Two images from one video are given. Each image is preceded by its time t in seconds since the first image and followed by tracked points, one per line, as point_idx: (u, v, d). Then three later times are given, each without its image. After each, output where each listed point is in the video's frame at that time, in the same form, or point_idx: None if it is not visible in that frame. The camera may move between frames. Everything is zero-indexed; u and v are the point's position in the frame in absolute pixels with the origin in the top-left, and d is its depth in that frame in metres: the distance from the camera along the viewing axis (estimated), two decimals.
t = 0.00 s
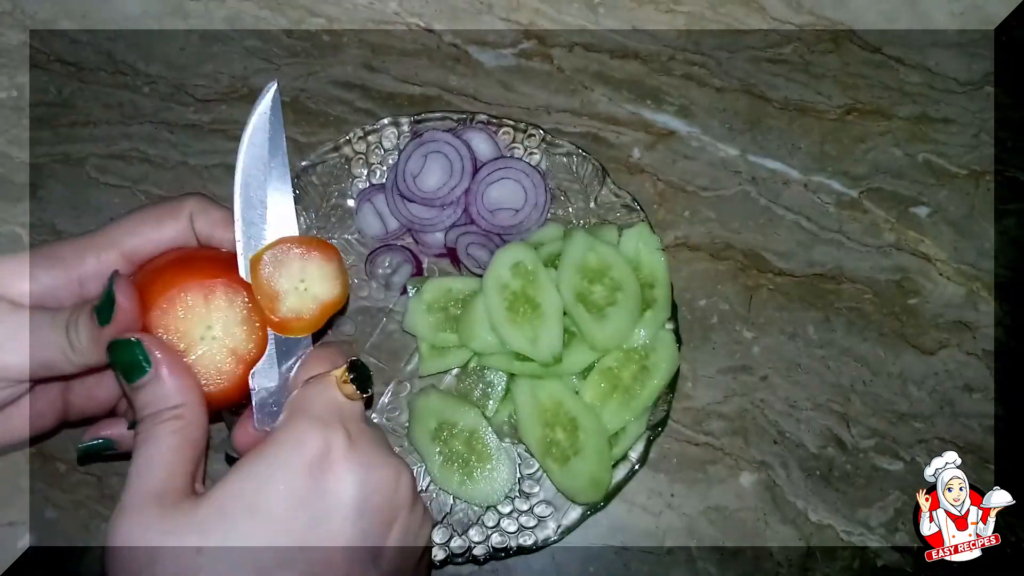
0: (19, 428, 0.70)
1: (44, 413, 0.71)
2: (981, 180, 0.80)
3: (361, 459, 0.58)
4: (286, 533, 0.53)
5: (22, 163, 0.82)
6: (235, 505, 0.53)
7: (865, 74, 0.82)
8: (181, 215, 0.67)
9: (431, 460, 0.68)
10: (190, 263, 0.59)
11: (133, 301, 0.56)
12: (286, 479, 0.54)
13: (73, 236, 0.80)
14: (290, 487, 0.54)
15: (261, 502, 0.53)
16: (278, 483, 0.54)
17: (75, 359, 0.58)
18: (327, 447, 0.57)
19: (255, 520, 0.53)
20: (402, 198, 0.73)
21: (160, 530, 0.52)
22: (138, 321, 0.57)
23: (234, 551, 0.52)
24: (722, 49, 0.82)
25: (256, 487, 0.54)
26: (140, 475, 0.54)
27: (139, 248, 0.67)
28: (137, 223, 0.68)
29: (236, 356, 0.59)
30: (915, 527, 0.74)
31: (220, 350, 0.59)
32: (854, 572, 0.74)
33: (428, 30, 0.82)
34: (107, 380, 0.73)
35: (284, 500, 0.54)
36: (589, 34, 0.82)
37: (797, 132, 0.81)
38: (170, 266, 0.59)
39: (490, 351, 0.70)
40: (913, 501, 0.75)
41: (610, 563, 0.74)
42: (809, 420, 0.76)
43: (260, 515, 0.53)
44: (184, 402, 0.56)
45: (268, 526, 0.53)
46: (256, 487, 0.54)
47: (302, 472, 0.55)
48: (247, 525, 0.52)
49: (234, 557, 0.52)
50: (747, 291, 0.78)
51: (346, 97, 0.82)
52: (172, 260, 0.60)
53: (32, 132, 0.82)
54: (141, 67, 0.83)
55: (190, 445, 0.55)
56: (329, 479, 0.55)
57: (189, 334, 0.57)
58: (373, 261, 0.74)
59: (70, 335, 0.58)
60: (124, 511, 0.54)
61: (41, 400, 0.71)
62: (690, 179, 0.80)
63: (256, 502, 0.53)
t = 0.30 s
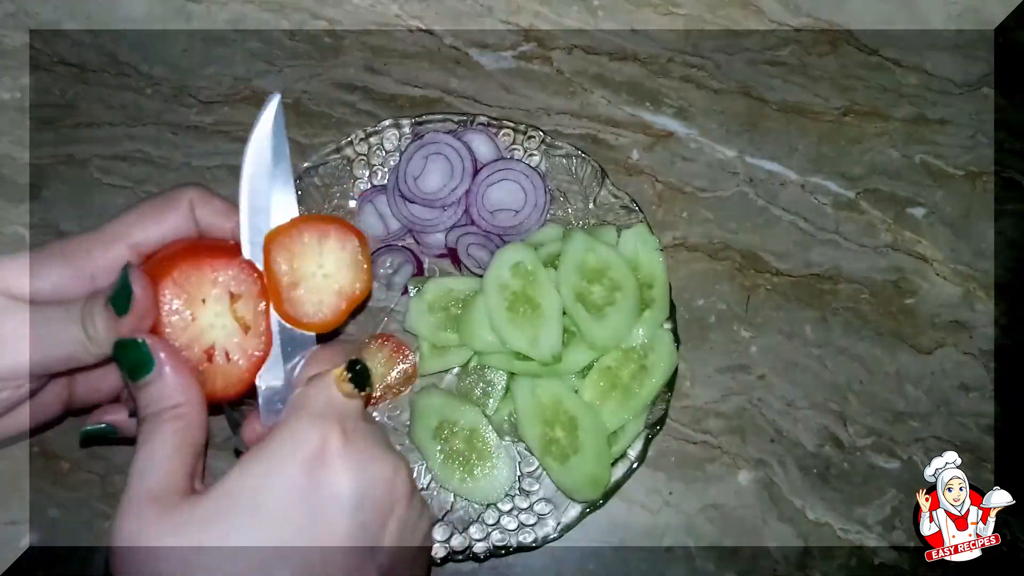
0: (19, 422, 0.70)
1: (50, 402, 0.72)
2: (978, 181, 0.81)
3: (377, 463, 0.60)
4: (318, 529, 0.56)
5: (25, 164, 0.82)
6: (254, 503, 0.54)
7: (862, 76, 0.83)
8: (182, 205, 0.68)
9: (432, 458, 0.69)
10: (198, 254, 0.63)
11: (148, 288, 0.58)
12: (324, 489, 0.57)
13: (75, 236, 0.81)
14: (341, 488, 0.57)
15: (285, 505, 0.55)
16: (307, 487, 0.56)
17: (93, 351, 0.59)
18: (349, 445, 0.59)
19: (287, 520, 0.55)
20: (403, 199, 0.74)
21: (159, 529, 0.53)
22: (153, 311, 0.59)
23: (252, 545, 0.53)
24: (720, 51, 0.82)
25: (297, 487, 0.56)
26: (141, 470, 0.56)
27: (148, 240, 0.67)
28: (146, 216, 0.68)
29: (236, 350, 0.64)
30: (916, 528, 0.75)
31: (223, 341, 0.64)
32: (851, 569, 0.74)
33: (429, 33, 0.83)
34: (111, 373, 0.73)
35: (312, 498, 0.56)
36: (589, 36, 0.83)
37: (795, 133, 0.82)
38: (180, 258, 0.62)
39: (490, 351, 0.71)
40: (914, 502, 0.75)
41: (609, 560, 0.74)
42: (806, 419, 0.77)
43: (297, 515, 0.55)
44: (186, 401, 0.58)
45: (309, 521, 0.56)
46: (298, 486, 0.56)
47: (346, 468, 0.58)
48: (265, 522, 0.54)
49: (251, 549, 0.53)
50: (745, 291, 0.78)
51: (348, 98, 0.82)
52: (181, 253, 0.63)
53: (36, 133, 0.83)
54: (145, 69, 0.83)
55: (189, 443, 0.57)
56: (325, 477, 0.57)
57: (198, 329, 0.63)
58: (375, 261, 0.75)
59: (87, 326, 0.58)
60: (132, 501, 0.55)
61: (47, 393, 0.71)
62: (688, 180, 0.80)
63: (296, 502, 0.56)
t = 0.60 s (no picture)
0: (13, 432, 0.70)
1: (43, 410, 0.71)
2: (978, 181, 0.81)
3: (362, 446, 0.56)
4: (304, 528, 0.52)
5: (25, 164, 0.82)
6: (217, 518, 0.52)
7: (862, 76, 0.83)
8: (172, 218, 0.68)
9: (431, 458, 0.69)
10: (196, 261, 0.64)
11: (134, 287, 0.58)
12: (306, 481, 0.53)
13: (75, 236, 0.81)
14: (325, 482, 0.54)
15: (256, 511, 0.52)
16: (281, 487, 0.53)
17: (79, 348, 0.57)
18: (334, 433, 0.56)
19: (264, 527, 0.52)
20: (404, 199, 0.74)
21: (204, 523, 0.51)
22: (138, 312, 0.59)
23: (285, 540, 0.52)
24: (720, 51, 0.82)
25: (270, 491, 0.53)
26: (133, 494, 0.53)
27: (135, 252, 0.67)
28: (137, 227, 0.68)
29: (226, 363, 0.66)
30: (915, 527, 0.75)
31: (215, 354, 0.65)
32: (851, 569, 0.74)
33: (428, 33, 0.83)
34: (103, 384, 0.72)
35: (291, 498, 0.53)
36: (588, 36, 0.83)
37: (795, 133, 0.82)
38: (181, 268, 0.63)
39: (490, 351, 0.71)
40: (913, 501, 0.75)
41: (609, 560, 0.74)
42: (806, 419, 0.77)
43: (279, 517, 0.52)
44: (151, 411, 0.56)
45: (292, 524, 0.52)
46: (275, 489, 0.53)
47: (329, 460, 0.54)
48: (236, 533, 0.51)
49: (282, 542, 0.51)
50: (744, 291, 0.78)
51: (348, 98, 0.82)
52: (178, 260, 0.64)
53: (35, 133, 0.83)
54: (144, 69, 0.83)
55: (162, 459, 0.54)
56: (365, 465, 0.56)
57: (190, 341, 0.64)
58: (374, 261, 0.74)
59: (73, 324, 0.57)
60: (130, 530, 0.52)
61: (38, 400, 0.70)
62: (688, 180, 0.80)
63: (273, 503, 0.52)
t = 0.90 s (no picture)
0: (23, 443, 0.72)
1: (52, 416, 0.73)
2: (978, 181, 0.81)
3: (288, 476, 0.57)
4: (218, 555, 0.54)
5: (25, 164, 0.82)
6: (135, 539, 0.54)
7: (862, 76, 0.83)
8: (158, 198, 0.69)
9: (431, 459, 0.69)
10: (190, 244, 0.64)
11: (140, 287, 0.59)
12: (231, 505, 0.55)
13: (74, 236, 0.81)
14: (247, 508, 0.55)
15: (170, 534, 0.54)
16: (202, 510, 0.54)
17: (92, 352, 0.59)
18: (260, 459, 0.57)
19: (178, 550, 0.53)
20: (404, 199, 0.74)
21: (133, 523, 0.54)
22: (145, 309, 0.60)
23: (213, 551, 0.54)
24: (720, 51, 0.82)
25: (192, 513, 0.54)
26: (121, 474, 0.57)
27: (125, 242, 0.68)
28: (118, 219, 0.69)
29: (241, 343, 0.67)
30: (915, 527, 0.75)
31: (225, 336, 0.66)
32: (851, 569, 0.74)
33: (428, 33, 0.83)
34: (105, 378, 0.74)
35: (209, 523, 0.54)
36: (588, 36, 0.83)
37: (795, 133, 0.82)
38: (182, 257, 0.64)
39: (490, 351, 0.71)
40: (913, 501, 0.75)
41: (609, 561, 0.74)
42: (806, 419, 0.77)
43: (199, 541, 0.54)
44: (175, 405, 0.59)
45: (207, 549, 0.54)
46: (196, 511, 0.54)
47: (257, 478, 0.56)
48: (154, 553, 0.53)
49: (208, 553, 0.54)
50: (744, 291, 0.78)
51: (348, 98, 0.82)
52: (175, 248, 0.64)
53: (35, 133, 0.83)
54: (144, 69, 0.83)
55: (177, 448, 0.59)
56: (291, 486, 0.57)
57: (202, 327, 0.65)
58: (375, 261, 0.74)
59: (82, 331, 0.58)
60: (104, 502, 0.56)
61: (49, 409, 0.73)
62: (688, 180, 0.80)
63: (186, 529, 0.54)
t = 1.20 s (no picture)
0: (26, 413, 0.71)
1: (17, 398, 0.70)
2: (978, 181, 0.81)
3: (309, 448, 0.55)
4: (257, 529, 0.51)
5: (25, 164, 0.82)
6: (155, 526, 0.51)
7: (863, 76, 0.83)
8: (142, 194, 0.66)
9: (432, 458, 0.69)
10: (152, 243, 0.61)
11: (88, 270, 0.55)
12: (258, 474, 0.53)
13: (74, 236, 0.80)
14: (272, 482, 0.53)
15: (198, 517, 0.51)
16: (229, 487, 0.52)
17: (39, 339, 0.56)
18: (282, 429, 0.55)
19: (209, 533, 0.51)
20: (404, 199, 0.74)
21: (151, 518, 0.51)
22: (93, 295, 0.56)
23: (245, 530, 0.51)
24: (720, 51, 0.82)
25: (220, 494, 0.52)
26: (87, 486, 0.53)
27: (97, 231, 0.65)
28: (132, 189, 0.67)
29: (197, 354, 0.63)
30: (915, 527, 0.75)
31: (188, 348, 0.63)
32: (852, 570, 0.74)
33: (428, 33, 0.83)
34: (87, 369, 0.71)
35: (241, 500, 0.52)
36: (588, 36, 0.83)
37: (795, 133, 0.82)
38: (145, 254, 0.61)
39: (490, 351, 0.71)
40: (913, 501, 0.75)
41: (609, 561, 0.74)
42: (807, 419, 0.77)
43: (229, 519, 0.51)
44: (114, 406, 0.56)
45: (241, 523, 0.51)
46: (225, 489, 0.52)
47: (282, 451, 0.54)
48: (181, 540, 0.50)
49: (243, 533, 0.51)
50: (745, 291, 0.78)
51: (348, 98, 0.82)
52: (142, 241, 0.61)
53: (35, 133, 0.83)
54: (144, 69, 0.83)
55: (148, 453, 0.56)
56: (316, 458, 0.55)
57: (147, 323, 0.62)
58: (374, 261, 0.74)
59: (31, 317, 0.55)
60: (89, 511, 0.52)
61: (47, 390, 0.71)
62: (688, 180, 0.80)
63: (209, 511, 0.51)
